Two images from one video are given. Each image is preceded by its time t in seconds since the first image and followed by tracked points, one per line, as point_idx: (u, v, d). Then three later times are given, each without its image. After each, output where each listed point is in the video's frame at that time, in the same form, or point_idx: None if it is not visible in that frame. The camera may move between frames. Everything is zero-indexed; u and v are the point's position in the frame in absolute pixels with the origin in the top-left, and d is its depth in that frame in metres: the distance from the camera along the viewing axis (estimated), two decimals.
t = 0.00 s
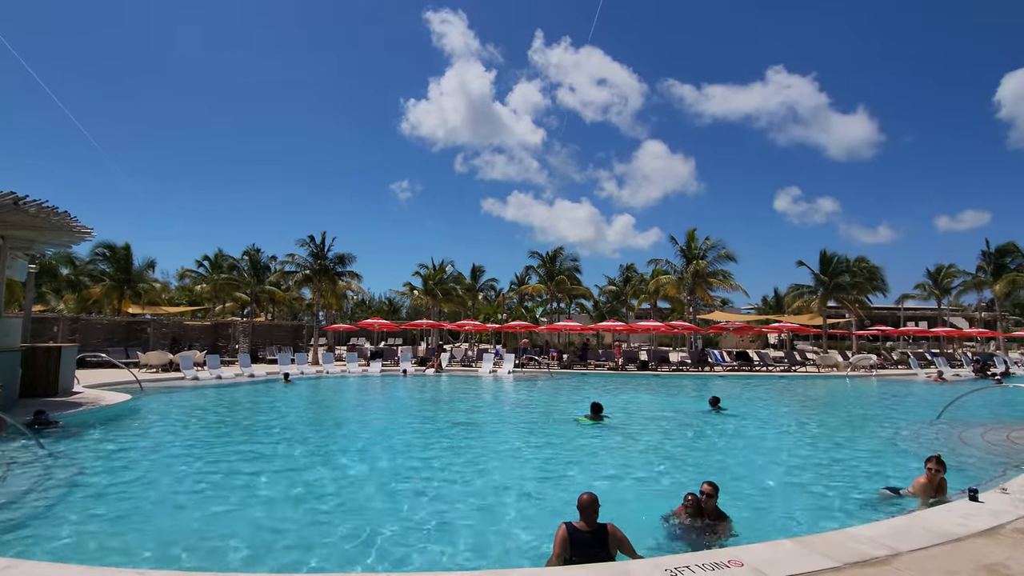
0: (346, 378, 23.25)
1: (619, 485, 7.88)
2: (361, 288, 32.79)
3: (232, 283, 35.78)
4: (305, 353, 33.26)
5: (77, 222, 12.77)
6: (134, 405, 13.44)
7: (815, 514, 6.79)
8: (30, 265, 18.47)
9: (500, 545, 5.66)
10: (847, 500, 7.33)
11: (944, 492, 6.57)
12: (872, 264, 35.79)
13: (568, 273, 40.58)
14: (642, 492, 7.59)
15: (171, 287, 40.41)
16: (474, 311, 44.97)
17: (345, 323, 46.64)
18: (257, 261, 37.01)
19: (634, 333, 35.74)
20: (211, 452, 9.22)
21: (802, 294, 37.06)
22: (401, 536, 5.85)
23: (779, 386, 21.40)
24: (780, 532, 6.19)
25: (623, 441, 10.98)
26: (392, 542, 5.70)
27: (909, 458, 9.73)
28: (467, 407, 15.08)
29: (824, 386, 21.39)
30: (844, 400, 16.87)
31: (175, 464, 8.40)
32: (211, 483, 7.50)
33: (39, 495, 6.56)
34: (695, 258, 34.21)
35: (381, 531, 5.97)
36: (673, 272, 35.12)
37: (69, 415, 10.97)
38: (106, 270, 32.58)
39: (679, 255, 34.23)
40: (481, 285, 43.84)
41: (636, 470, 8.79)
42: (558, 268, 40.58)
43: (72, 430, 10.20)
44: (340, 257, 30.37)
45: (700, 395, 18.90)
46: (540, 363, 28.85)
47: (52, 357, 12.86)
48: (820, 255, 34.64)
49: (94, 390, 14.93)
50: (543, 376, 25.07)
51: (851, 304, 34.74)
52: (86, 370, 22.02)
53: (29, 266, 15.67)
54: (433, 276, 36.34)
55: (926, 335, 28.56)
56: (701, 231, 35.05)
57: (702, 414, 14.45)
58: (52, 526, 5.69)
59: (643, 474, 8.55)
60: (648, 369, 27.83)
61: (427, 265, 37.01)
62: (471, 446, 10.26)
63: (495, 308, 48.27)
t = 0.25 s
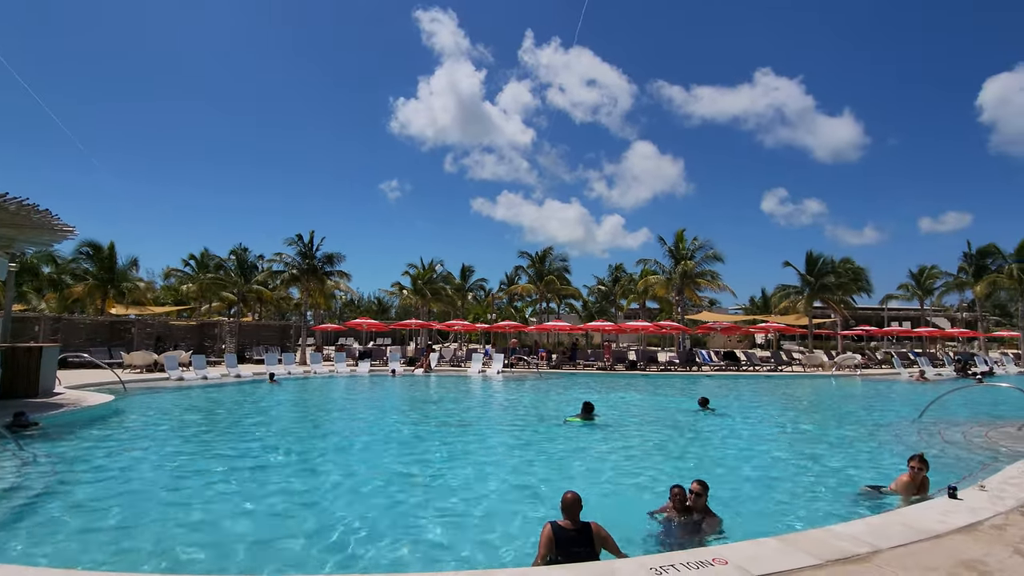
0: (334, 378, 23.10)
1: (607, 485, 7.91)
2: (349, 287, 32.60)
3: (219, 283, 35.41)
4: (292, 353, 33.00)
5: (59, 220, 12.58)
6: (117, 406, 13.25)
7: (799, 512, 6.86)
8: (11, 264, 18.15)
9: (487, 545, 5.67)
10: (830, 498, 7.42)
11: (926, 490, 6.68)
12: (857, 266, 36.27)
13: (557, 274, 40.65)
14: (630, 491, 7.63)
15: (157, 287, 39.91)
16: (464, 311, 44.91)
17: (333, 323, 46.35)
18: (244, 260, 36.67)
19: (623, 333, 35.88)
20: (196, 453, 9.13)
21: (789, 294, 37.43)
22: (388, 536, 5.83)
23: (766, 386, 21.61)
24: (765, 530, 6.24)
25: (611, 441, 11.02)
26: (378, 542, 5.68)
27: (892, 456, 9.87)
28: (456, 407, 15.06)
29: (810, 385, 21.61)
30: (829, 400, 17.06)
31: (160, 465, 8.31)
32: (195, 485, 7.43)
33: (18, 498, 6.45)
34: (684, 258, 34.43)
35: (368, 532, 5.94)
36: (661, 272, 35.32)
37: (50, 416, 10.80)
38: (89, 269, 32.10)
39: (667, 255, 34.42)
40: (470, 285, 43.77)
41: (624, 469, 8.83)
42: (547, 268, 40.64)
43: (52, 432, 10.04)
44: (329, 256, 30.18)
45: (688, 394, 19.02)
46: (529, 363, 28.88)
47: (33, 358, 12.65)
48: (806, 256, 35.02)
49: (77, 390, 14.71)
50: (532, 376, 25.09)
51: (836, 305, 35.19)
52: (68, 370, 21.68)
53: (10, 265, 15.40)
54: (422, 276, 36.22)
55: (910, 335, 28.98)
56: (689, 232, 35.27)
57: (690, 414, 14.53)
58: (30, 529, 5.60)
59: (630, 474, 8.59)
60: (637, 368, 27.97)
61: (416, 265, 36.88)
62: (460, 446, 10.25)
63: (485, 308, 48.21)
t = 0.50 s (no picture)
0: (322, 379, 22.94)
1: (594, 484, 7.94)
2: (338, 287, 32.41)
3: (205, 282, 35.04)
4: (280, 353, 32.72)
5: (41, 219, 12.37)
6: (99, 407, 13.04)
7: (784, 510, 6.92)
8: None
9: (473, 545, 5.67)
10: (815, 496, 7.50)
11: (908, 488, 6.78)
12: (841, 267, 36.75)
13: (547, 274, 40.71)
14: (617, 491, 7.65)
15: (141, 286, 39.39)
16: (453, 311, 44.85)
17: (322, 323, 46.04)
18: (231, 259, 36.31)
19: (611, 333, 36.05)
20: (180, 454, 9.03)
21: (776, 295, 37.82)
22: (374, 537, 5.81)
23: (753, 385, 21.81)
24: (751, 528, 6.29)
25: (599, 441, 11.06)
26: (364, 543, 5.66)
27: (874, 455, 10.01)
28: (445, 407, 15.02)
29: (796, 385, 21.84)
30: (815, 399, 17.25)
31: (142, 467, 8.21)
32: (179, 486, 7.35)
33: None
34: (672, 259, 34.64)
35: (354, 532, 5.92)
36: (650, 273, 35.52)
37: (30, 417, 10.61)
38: (72, 268, 31.60)
39: (656, 256, 34.61)
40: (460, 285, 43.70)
41: (611, 469, 8.86)
42: (537, 268, 40.69)
43: (32, 433, 9.86)
44: (317, 256, 29.98)
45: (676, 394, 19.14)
46: (518, 363, 28.89)
47: (12, 358, 12.42)
48: (792, 257, 35.40)
49: (58, 391, 14.46)
50: (521, 376, 25.10)
51: (822, 305, 35.59)
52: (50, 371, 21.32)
53: None
54: (411, 275, 36.11)
55: (894, 335, 29.38)
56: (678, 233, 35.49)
57: (678, 414, 14.62)
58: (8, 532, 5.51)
59: (618, 473, 8.62)
60: (625, 368, 28.09)
61: (405, 265, 36.76)
62: (448, 446, 10.23)
63: (474, 308, 48.16)
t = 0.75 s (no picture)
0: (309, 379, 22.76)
1: (581, 484, 7.96)
2: (326, 287, 32.19)
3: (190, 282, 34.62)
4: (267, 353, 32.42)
5: (20, 217, 12.12)
6: (82, 408, 12.83)
7: (769, 509, 6.99)
8: None
9: (460, 544, 5.67)
10: (800, 495, 7.58)
11: (890, 486, 6.88)
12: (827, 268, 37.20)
13: (536, 274, 40.75)
14: (605, 490, 7.68)
15: (126, 286, 38.85)
16: (442, 311, 44.75)
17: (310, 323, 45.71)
18: (217, 258, 35.93)
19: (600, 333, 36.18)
20: (164, 456, 8.92)
21: (762, 296, 38.18)
22: (361, 537, 5.79)
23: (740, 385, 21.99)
24: (736, 527, 6.34)
25: (587, 440, 11.09)
26: (350, 543, 5.63)
27: (858, 453, 10.14)
28: (433, 408, 14.98)
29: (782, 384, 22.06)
30: (801, 399, 17.43)
31: (125, 468, 8.10)
32: (163, 487, 7.26)
33: None
34: (660, 259, 34.84)
35: (340, 533, 5.89)
36: (638, 273, 35.70)
37: (10, 418, 10.41)
38: (54, 267, 31.06)
39: (644, 256, 34.77)
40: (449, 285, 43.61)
41: (599, 468, 8.89)
42: (526, 268, 40.71)
43: (11, 434, 9.68)
44: (305, 255, 29.76)
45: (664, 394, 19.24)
46: (507, 363, 28.89)
47: None
48: (779, 258, 35.77)
49: (39, 392, 14.20)
50: (510, 376, 25.09)
51: (807, 305, 35.99)
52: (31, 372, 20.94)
53: None
54: (399, 275, 35.97)
55: (878, 335, 29.78)
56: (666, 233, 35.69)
57: (666, 413, 14.70)
58: None
59: (606, 473, 8.65)
60: (614, 368, 28.19)
61: (393, 265, 36.61)
62: (436, 446, 10.20)
63: (464, 308, 48.08)
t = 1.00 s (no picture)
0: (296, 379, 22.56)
1: (569, 483, 7.99)
2: (314, 286, 31.95)
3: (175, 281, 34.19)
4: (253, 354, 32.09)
5: None
6: (63, 409, 12.62)
7: (754, 507, 7.05)
8: None
9: (446, 544, 5.66)
10: (784, 493, 7.65)
11: (873, 484, 6.98)
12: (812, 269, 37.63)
13: (525, 274, 40.77)
14: (592, 489, 7.71)
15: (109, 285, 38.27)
16: (431, 311, 44.61)
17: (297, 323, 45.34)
18: (203, 257, 35.52)
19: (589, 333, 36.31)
20: (148, 457, 8.82)
21: (749, 296, 38.52)
22: (347, 538, 5.76)
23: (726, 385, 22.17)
24: (722, 526, 6.38)
25: (575, 440, 11.13)
26: (336, 544, 5.60)
27: (842, 451, 10.26)
28: (422, 408, 14.94)
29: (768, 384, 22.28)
30: (787, 398, 17.61)
31: (108, 469, 7.99)
32: (146, 488, 7.18)
33: None
34: (648, 260, 35.02)
35: (326, 533, 5.85)
36: (627, 273, 35.85)
37: None
38: (35, 266, 30.51)
39: (633, 257, 34.94)
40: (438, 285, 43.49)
41: (586, 468, 8.92)
42: (515, 268, 40.71)
43: None
44: (292, 255, 29.52)
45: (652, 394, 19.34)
46: (496, 363, 28.87)
47: None
48: (765, 259, 36.13)
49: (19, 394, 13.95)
50: (499, 377, 25.08)
51: (793, 306, 36.38)
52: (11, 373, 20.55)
53: None
54: (388, 275, 35.80)
55: (862, 335, 30.18)
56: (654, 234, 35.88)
57: (654, 413, 14.78)
58: None
59: (593, 472, 8.68)
60: (603, 368, 28.28)
61: (382, 265, 36.45)
62: (424, 446, 10.18)
63: (453, 308, 47.97)
